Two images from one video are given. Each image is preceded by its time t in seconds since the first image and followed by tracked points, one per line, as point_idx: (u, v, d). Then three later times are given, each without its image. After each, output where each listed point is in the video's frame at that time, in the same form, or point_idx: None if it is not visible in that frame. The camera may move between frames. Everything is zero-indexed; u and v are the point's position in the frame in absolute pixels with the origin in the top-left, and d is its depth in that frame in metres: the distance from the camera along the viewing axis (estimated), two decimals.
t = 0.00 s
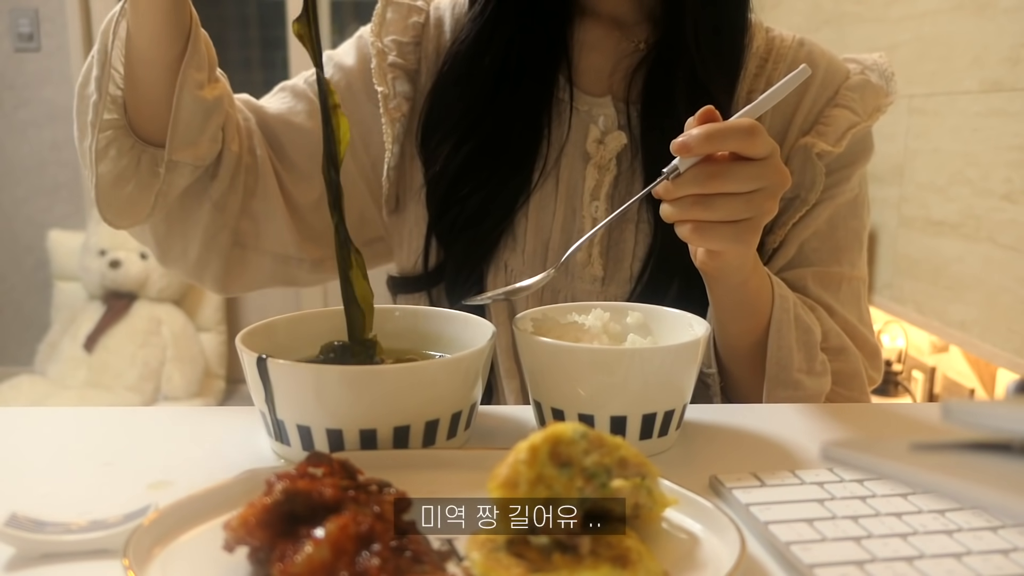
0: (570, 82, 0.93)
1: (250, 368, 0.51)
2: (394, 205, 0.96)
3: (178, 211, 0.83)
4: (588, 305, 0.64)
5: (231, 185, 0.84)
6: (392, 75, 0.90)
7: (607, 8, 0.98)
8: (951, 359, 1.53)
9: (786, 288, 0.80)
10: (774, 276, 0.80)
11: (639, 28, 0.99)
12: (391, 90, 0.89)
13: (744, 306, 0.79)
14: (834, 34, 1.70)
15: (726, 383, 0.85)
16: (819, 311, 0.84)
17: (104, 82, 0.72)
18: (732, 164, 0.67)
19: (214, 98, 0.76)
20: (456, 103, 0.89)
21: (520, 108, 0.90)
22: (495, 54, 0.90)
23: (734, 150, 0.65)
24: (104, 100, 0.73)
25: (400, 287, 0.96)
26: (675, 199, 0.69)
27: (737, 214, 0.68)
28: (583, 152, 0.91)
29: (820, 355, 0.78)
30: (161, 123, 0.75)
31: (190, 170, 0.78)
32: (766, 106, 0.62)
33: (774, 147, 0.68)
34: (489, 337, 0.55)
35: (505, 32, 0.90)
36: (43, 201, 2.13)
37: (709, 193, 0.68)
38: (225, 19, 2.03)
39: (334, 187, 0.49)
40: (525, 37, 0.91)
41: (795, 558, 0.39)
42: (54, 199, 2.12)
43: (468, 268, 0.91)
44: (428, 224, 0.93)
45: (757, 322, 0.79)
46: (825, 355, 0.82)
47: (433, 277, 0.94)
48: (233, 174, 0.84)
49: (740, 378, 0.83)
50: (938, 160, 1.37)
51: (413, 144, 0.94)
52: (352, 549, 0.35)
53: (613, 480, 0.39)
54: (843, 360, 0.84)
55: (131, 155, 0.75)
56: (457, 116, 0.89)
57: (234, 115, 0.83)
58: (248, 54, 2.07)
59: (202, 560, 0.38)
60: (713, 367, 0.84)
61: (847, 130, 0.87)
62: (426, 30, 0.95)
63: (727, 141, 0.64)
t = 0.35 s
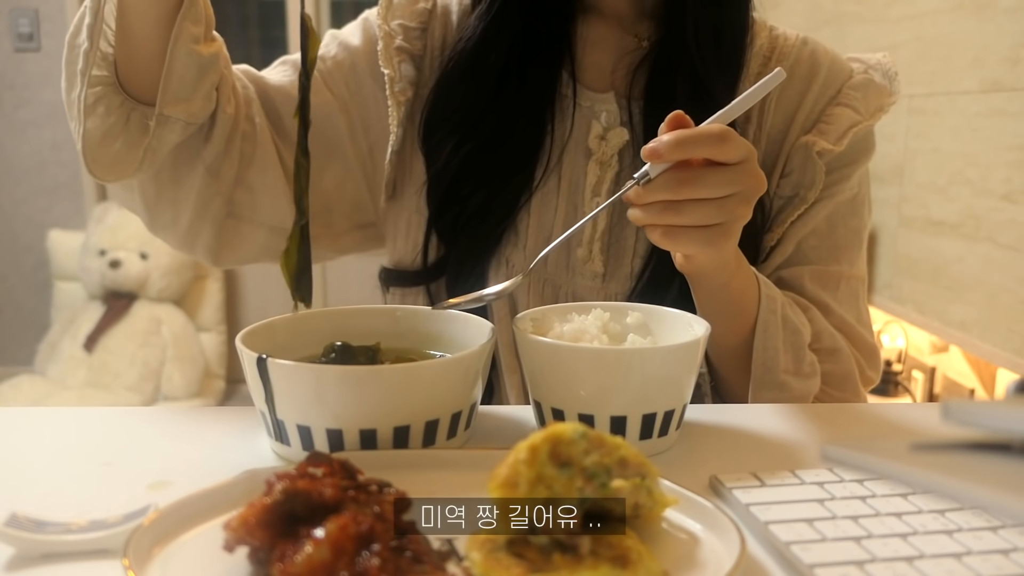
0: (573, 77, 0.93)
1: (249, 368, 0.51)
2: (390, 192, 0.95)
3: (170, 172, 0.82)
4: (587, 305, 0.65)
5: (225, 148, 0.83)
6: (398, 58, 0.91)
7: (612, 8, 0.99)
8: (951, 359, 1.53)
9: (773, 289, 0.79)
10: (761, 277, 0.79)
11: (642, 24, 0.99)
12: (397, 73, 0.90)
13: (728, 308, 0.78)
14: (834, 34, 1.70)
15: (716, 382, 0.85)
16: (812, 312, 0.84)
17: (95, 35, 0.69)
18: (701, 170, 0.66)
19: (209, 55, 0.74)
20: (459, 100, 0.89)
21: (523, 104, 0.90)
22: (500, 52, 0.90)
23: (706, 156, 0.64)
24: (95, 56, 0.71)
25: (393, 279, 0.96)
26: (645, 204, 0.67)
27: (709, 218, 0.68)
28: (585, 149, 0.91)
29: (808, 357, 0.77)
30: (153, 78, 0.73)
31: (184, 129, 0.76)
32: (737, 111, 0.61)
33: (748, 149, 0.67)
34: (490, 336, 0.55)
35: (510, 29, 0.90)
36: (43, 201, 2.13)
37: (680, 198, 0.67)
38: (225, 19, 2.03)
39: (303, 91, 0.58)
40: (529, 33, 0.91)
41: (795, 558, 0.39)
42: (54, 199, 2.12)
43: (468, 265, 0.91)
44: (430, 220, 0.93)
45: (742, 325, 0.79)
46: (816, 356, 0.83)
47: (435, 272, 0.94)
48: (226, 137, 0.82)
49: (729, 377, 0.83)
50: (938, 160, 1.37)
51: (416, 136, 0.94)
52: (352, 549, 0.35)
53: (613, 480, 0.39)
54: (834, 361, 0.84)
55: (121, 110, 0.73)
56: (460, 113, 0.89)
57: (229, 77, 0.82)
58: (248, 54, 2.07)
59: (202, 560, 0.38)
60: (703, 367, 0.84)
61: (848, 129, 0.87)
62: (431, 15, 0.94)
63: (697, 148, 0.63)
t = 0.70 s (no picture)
0: (577, 78, 0.93)
1: (249, 368, 0.51)
2: (394, 185, 0.96)
3: (177, 161, 0.80)
4: (587, 305, 0.65)
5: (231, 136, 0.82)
6: (407, 51, 0.92)
7: (614, 9, 0.98)
8: (951, 359, 1.53)
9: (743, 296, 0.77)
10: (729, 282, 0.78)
11: (645, 25, 0.99)
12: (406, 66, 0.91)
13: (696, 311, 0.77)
14: (834, 34, 1.70)
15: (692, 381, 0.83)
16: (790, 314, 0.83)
17: (105, 17, 0.67)
18: (634, 193, 0.65)
19: (221, 38, 0.73)
20: (467, 94, 0.90)
21: (529, 99, 0.90)
22: (507, 49, 0.90)
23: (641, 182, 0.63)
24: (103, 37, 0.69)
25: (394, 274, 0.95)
26: (579, 228, 0.66)
27: (645, 239, 0.67)
28: (586, 149, 0.91)
29: (777, 362, 0.76)
30: (163, 57, 0.71)
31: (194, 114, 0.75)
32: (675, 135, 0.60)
33: (685, 167, 0.66)
34: (490, 337, 0.54)
35: (518, 23, 0.90)
36: (43, 201, 2.13)
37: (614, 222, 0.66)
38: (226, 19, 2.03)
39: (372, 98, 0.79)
40: (536, 29, 0.91)
41: (795, 558, 0.39)
42: (54, 199, 2.12)
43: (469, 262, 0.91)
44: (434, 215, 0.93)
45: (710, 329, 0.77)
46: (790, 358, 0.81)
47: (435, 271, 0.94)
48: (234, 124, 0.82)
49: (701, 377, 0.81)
50: (938, 160, 1.37)
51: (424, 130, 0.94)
52: (352, 549, 0.35)
53: (613, 480, 0.39)
54: (811, 365, 0.82)
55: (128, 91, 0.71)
56: (467, 108, 0.90)
57: (238, 62, 0.82)
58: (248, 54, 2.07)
59: (201, 561, 0.38)
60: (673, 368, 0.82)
61: (844, 128, 0.87)
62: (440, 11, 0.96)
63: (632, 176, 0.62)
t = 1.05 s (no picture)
0: (572, 86, 0.93)
1: (249, 368, 0.51)
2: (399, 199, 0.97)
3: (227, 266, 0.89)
4: (587, 305, 0.65)
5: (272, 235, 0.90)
6: (404, 91, 0.93)
7: (610, 14, 0.99)
8: (951, 359, 1.53)
9: (736, 303, 0.77)
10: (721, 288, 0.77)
11: (640, 29, 0.99)
12: (406, 108, 0.93)
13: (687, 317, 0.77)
14: (834, 34, 1.70)
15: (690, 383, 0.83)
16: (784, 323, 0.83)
17: (155, 160, 0.77)
18: (643, 191, 0.65)
19: (259, 160, 0.82)
20: (462, 101, 0.91)
21: (523, 105, 0.90)
22: (496, 53, 0.91)
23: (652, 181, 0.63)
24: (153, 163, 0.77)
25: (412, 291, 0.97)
26: (580, 213, 0.66)
27: (637, 238, 0.66)
28: (582, 156, 0.91)
29: (769, 371, 0.76)
30: (209, 175, 0.80)
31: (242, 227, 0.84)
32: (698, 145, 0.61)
33: (697, 179, 0.66)
34: (490, 337, 0.54)
35: (508, 29, 0.91)
36: (43, 201, 2.13)
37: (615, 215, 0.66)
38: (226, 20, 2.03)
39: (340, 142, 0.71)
40: (527, 36, 0.92)
41: (794, 558, 0.39)
42: (54, 200, 2.12)
43: (467, 268, 0.92)
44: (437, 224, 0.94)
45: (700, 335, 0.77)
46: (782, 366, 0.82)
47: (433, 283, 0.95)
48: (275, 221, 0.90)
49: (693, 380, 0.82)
50: (938, 160, 1.37)
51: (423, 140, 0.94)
52: (352, 549, 0.35)
53: (613, 480, 0.39)
54: (804, 371, 0.82)
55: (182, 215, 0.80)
56: (463, 113, 0.90)
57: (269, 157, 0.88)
58: (249, 54, 2.07)
59: (201, 561, 0.38)
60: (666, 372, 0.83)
61: (841, 132, 0.87)
62: (433, 40, 0.97)
63: (645, 172, 0.62)
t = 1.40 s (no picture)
0: (569, 90, 0.94)
1: (249, 368, 0.51)
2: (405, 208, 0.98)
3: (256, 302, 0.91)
4: (587, 305, 0.65)
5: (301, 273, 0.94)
6: (404, 103, 0.93)
7: (606, 17, 0.98)
8: (951, 359, 1.53)
9: (727, 299, 0.78)
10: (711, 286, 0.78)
11: (635, 33, 0.99)
12: (406, 120, 0.93)
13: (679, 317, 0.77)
14: (833, 35, 1.70)
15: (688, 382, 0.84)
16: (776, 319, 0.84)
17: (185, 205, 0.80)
18: (636, 179, 0.65)
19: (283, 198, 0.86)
20: (458, 105, 0.91)
21: (519, 109, 0.90)
22: (492, 56, 0.91)
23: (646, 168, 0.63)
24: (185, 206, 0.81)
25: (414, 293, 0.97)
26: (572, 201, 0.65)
27: (633, 227, 0.67)
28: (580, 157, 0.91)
29: (760, 368, 0.77)
30: (238, 212, 0.85)
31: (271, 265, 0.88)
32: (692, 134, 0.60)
33: (688, 168, 0.66)
34: (490, 338, 0.55)
35: (503, 34, 0.91)
36: (43, 202, 2.13)
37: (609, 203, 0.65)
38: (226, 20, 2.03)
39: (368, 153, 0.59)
40: (523, 40, 0.92)
41: (794, 558, 0.39)
42: (54, 200, 2.13)
43: (462, 271, 0.93)
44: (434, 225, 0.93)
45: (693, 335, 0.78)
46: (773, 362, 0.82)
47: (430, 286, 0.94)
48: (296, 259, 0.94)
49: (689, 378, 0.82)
50: (938, 160, 1.37)
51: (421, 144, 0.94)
52: (352, 549, 0.35)
53: (613, 480, 0.39)
54: (796, 368, 0.82)
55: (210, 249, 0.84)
56: (460, 115, 0.91)
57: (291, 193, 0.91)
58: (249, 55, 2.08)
59: (201, 561, 0.38)
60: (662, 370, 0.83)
61: (834, 131, 0.87)
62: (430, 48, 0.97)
63: (639, 159, 0.61)
